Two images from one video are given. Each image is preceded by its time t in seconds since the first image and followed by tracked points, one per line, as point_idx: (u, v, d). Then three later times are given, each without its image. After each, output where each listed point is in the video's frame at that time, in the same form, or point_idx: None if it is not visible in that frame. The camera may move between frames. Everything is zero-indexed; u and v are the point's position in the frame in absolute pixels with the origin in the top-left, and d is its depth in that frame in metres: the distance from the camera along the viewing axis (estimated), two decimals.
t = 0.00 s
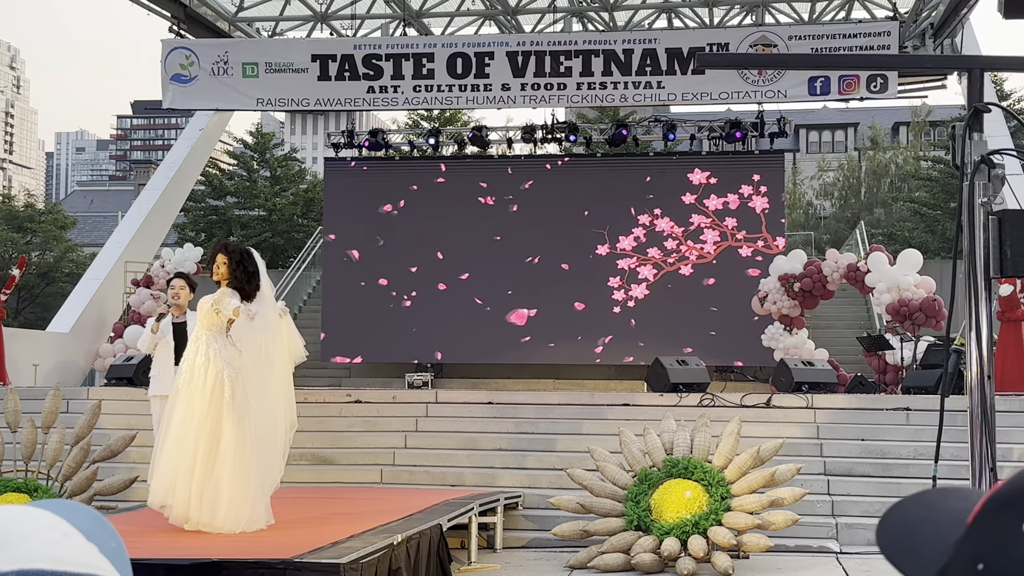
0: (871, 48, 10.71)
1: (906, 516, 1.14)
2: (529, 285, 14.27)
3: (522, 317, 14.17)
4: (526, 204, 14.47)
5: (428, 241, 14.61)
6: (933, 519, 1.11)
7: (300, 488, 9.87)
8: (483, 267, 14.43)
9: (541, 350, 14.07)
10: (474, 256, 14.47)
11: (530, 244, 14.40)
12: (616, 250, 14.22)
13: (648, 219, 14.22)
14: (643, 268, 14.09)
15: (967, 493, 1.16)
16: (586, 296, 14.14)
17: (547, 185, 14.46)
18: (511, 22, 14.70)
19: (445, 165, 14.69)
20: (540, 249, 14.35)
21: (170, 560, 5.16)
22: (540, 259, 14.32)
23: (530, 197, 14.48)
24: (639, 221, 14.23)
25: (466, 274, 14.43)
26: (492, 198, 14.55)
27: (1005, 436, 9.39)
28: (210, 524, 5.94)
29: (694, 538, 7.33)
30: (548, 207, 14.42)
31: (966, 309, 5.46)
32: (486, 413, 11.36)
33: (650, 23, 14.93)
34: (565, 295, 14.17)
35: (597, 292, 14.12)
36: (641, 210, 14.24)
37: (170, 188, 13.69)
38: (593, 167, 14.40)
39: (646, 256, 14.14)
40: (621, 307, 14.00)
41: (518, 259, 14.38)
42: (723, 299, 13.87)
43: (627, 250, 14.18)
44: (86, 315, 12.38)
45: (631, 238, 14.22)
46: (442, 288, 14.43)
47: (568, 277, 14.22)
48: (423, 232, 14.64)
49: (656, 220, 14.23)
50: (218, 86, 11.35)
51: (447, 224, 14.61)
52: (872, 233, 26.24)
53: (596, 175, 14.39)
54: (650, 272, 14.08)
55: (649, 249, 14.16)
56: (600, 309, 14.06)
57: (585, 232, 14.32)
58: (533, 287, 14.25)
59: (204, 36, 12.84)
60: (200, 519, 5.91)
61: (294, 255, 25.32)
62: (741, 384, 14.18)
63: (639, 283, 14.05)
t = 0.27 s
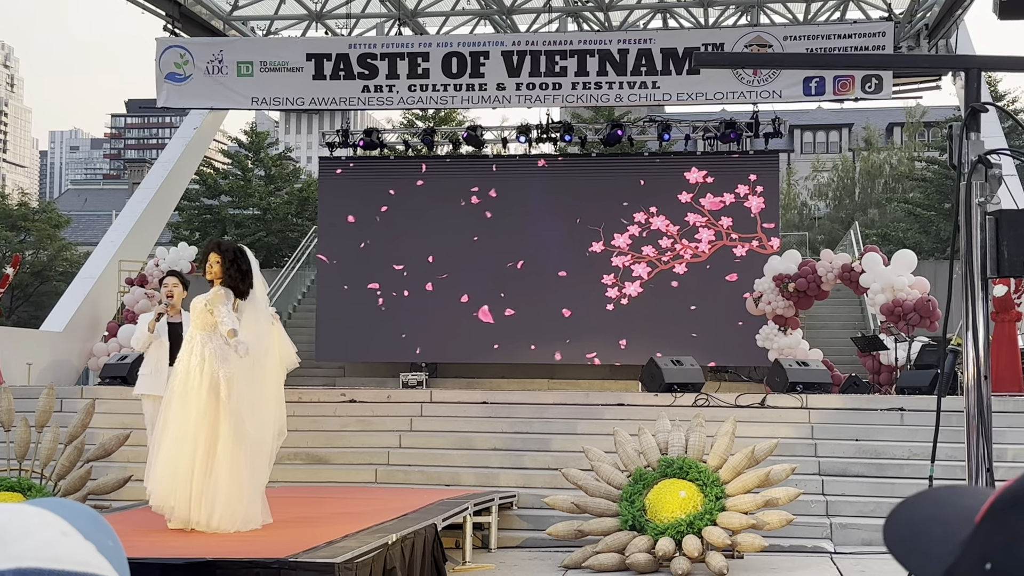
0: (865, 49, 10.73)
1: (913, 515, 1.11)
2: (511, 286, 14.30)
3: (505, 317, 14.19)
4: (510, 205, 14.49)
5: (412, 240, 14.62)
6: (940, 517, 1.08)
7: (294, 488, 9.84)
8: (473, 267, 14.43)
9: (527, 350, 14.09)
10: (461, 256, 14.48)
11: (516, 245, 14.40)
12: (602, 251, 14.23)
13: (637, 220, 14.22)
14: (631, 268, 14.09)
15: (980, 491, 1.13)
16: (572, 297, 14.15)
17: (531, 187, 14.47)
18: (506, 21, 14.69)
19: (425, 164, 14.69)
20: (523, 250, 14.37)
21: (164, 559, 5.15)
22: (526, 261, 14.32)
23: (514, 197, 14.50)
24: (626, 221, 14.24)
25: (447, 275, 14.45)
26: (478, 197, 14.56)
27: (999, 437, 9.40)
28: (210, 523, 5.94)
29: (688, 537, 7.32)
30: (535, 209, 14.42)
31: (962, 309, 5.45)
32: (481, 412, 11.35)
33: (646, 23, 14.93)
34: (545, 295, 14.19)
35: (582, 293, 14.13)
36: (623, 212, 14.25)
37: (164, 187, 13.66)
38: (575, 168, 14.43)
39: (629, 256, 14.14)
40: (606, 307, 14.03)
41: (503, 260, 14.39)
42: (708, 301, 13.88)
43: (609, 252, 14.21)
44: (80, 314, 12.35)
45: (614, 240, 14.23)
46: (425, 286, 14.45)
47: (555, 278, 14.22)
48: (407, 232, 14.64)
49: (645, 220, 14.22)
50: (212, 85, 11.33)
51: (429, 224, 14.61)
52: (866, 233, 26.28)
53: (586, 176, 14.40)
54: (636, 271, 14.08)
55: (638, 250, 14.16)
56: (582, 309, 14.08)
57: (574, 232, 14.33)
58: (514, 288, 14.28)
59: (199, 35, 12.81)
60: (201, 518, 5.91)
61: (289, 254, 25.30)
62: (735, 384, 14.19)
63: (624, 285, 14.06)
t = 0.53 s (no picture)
0: (864, 50, 10.72)
1: (913, 514, 1.14)
2: (495, 286, 14.32)
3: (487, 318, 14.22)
4: (496, 207, 14.52)
5: (405, 240, 14.63)
6: (940, 517, 1.10)
7: (291, 488, 9.84)
8: (464, 268, 14.44)
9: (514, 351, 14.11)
10: (451, 254, 14.50)
11: (504, 247, 14.42)
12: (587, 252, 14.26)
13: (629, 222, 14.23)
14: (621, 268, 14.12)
15: (981, 491, 1.14)
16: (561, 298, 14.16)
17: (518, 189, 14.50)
18: (504, 22, 14.69)
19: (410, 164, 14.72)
20: (508, 253, 14.40)
21: (160, 559, 5.15)
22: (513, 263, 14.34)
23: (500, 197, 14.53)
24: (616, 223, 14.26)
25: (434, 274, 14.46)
26: (466, 198, 14.57)
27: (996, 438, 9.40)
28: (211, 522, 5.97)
29: (684, 539, 7.32)
30: (525, 212, 14.44)
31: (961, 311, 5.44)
32: (479, 413, 11.35)
33: (644, 24, 14.94)
34: (528, 294, 14.22)
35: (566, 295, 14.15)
36: (612, 215, 14.27)
37: (162, 187, 13.65)
38: (562, 170, 14.45)
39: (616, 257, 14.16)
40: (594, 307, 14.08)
41: (492, 261, 14.41)
42: (694, 304, 13.90)
43: (595, 254, 14.24)
44: (77, 314, 12.34)
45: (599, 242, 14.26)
46: (409, 285, 14.48)
47: (543, 281, 14.24)
48: (394, 232, 14.66)
49: (635, 221, 14.23)
50: (210, 85, 11.33)
51: (412, 225, 14.64)
52: (864, 235, 26.30)
53: (576, 177, 14.43)
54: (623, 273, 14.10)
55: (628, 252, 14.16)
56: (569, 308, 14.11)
57: (562, 233, 14.34)
58: (496, 289, 14.31)
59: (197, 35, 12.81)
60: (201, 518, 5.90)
61: (287, 254, 25.29)
62: (732, 386, 14.20)
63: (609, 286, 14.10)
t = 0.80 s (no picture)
0: (864, 53, 10.75)
1: (911, 516, 1.06)
2: (482, 288, 14.36)
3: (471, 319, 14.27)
4: (492, 210, 14.54)
5: (405, 240, 14.64)
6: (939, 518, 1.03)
7: (291, 491, 9.84)
8: (464, 270, 14.45)
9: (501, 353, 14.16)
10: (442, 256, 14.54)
11: (495, 250, 14.45)
12: (575, 254, 14.29)
13: (624, 226, 14.25)
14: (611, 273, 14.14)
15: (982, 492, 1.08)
16: (552, 300, 14.19)
17: (514, 191, 14.53)
18: (505, 25, 14.70)
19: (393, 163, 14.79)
20: (498, 256, 14.43)
21: (161, 561, 5.15)
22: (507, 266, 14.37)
23: (491, 201, 14.56)
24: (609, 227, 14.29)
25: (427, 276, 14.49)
26: (468, 203, 14.59)
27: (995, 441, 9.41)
28: (219, 520, 5.97)
29: (685, 541, 7.33)
30: (518, 215, 14.47)
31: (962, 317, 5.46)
32: (479, 416, 11.36)
33: (644, 27, 14.96)
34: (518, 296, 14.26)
35: (554, 297, 14.19)
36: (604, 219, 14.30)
37: (163, 189, 13.67)
38: (559, 173, 14.46)
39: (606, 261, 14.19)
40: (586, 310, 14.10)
41: (483, 263, 14.43)
42: (680, 307, 13.93)
43: (586, 257, 14.27)
44: (78, 316, 12.35)
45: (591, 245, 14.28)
46: (410, 286, 14.49)
47: (533, 284, 14.27)
48: (384, 234, 14.69)
49: (629, 225, 14.25)
50: (211, 88, 11.34)
51: (400, 226, 14.66)
52: (864, 238, 26.34)
53: (570, 181, 14.44)
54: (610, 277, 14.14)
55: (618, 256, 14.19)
56: (557, 311, 14.13)
57: (555, 237, 14.36)
58: (483, 292, 14.35)
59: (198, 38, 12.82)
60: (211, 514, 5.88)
61: (287, 256, 25.32)
62: (732, 388, 14.21)
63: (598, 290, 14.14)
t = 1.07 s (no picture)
0: (866, 59, 10.75)
1: (915, 520, 1.20)
2: (473, 293, 14.40)
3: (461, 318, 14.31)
4: (485, 215, 14.54)
5: (408, 243, 14.64)
6: (942, 523, 1.16)
7: (293, 495, 9.83)
8: (464, 273, 14.47)
9: (492, 357, 14.21)
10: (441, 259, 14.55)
11: (488, 254, 14.48)
12: (564, 257, 14.32)
13: (618, 232, 14.27)
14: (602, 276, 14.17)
15: (982, 500, 1.22)
16: (543, 303, 14.22)
17: (506, 198, 14.54)
18: (508, 30, 14.72)
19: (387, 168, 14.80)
20: (489, 260, 14.46)
21: (165, 564, 5.15)
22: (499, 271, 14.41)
23: (483, 206, 14.57)
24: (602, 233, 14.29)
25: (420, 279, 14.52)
26: (475, 210, 14.58)
27: (997, 446, 9.41)
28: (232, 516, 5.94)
29: (687, 545, 7.32)
30: (510, 221, 14.49)
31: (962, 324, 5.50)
32: (481, 420, 11.35)
33: (647, 32, 14.98)
34: (509, 300, 14.30)
35: (542, 302, 14.22)
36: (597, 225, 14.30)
37: (166, 193, 13.67)
38: (554, 179, 14.47)
39: (598, 265, 14.22)
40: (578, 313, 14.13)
41: (475, 268, 14.46)
42: (672, 312, 13.97)
43: (576, 260, 14.30)
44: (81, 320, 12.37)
45: (583, 249, 14.31)
46: (413, 289, 14.51)
47: (523, 288, 14.30)
48: (377, 237, 14.71)
49: (620, 231, 14.26)
50: (215, 93, 11.35)
51: (396, 229, 14.68)
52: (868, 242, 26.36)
53: (563, 186, 14.45)
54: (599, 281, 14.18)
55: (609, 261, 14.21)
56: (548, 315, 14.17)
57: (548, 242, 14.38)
58: (473, 296, 14.39)
59: (202, 42, 12.85)
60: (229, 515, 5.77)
61: (290, 260, 25.34)
62: (734, 393, 14.19)
63: (588, 294, 14.17)
